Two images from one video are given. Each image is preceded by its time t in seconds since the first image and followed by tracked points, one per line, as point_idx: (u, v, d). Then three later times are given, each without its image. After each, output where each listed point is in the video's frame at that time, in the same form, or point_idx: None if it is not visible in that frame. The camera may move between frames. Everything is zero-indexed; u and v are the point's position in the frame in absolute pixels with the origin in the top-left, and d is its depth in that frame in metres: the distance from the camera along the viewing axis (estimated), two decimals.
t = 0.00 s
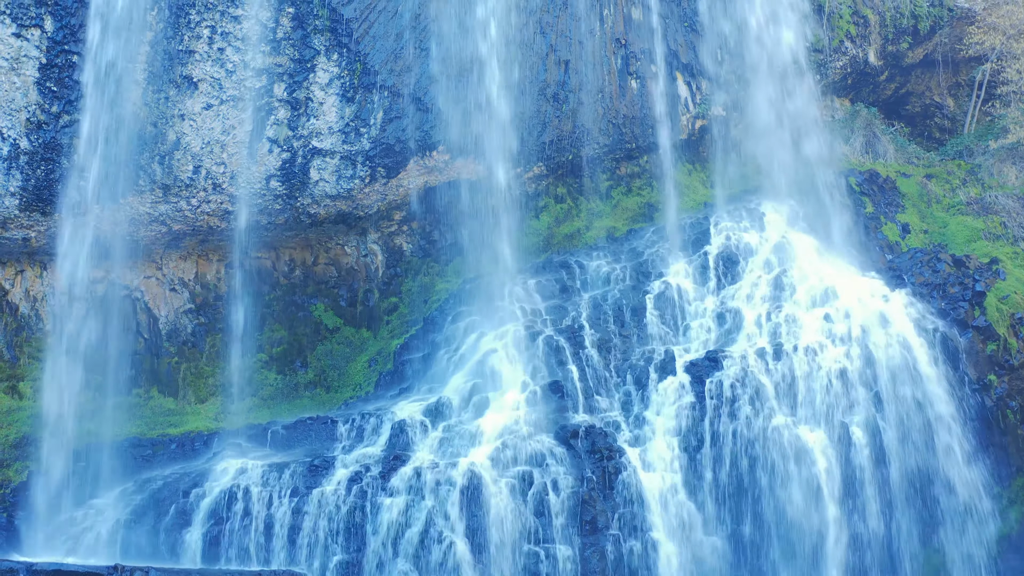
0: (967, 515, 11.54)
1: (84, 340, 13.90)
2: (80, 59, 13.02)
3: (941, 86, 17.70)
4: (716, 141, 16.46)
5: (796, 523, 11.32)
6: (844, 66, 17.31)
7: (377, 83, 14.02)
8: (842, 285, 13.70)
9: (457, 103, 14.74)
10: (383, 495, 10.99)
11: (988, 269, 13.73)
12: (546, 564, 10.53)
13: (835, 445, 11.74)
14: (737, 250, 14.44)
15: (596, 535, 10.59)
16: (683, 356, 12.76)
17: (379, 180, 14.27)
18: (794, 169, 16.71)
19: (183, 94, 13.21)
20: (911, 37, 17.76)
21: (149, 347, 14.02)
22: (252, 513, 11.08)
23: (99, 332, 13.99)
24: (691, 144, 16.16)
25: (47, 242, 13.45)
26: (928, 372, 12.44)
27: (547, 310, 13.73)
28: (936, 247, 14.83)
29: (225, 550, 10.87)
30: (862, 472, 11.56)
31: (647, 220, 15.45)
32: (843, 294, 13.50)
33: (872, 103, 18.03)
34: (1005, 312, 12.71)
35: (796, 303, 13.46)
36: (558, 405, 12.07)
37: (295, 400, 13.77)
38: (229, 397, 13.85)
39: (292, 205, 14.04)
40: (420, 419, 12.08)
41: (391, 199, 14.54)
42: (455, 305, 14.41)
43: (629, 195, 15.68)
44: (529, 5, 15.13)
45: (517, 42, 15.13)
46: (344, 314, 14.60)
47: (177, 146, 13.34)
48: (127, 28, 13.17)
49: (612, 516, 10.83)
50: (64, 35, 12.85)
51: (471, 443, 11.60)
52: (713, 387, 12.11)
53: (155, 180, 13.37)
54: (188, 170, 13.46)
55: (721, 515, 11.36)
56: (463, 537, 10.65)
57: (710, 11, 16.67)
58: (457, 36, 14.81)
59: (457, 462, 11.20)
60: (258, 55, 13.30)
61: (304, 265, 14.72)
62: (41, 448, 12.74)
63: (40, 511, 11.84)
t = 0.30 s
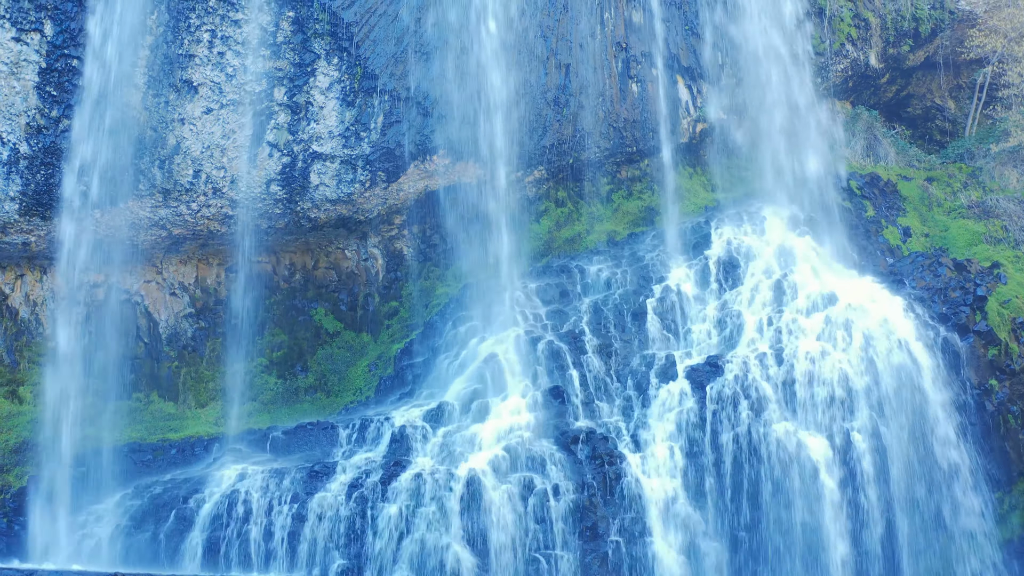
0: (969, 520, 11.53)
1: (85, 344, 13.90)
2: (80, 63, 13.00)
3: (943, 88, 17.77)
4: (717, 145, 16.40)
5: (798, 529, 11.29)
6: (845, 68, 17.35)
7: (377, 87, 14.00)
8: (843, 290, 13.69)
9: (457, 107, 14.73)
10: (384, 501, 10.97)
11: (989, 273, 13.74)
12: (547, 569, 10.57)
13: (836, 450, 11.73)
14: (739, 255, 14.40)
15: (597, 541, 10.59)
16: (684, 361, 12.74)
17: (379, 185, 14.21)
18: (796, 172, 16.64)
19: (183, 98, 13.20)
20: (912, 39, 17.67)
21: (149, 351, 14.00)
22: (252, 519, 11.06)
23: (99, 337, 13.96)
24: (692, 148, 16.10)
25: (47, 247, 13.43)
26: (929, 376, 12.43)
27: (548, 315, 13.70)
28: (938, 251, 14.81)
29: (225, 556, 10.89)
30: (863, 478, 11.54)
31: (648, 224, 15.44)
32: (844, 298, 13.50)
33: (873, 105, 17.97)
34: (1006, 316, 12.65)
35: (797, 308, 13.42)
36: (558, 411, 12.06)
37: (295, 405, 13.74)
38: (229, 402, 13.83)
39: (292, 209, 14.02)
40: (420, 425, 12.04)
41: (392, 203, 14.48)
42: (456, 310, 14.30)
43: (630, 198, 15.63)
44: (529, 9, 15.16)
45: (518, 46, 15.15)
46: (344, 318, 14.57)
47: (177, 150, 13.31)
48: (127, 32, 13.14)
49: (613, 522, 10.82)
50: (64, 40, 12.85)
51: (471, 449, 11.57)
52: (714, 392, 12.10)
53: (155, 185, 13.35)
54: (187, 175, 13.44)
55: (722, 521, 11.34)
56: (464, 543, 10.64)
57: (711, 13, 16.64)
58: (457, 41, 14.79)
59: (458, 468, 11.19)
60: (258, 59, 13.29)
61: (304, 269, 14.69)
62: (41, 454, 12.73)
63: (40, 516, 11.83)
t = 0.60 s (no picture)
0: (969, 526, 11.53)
1: (85, 349, 13.89)
2: (81, 68, 12.98)
3: (944, 91, 17.78)
4: (718, 149, 16.40)
5: (799, 536, 11.27)
6: (846, 72, 17.32)
7: (378, 92, 13.96)
8: (843, 294, 13.68)
9: (458, 111, 14.69)
10: (384, 507, 10.96)
11: (990, 278, 13.72)
12: None
13: (836, 456, 11.73)
14: (740, 259, 14.38)
15: (598, 548, 10.59)
16: (685, 367, 12.71)
17: (380, 190, 14.20)
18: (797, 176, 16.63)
19: (183, 103, 13.18)
20: (913, 42, 17.72)
21: (149, 355, 14.00)
22: (253, 526, 11.04)
23: (99, 342, 13.95)
24: (693, 151, 16.11)
25: (47, 252, 13.42)
26: (930, 381, 12.44)
27: (548, 320, 13.68)
28: (939, 255, 14.84)
29: (226, 563, 10.90)
30: (864, 484, 11.55)
31: (648, 228, 15.43)
32: (845, 303, 13.48)
33: (874, 108, 18.00)
34: (1007, 321, 12.68)
35: (798, 313, 13.40)
36: (559, 416, 12.05)
37: (296, 410, 13.74)
38: (229, 407, 13.82)
39: (293, 214, 13.99)
40: (421, 431, 12.04)
41: (392, 208, 14.48)
42: (457, 315, 14.27)
43: (631, 203, 15.62)
44: (531, 12, 15.05)
45: (519, 50, 15.10)
46: (345, 322, 14.57)
47: (177, 155, 13.31)
48: (128, 36, 13.11)
49: (614, 529, 10.81)
50: (64, 44, 12.82)
51: (472, 455, 11.54)
52: (714, 398, 12.06)
53: (155, 190, 13.35)
54: (188, 179, 13.42)
55: (724, 528, 11.31)
56: (465, 550, 10.66)
57: (712, 17, 16.61)
58: (458, 45, 14.72)
59: (459, 474, 11.16)
60: (258, 64, 13.28)
61: (305, 274, 14.68)
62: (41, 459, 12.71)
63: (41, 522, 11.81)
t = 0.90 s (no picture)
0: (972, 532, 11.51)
1: (86, 354, 13.89)
2: (81, 73, 12.95)
3: (945, 94, 17.86)
4: (720, 153, 16.36)
5: (801, 543, 11.25)
6: (847, 76, 17.24)
7: (379, 97, 13.94)
8: (845, 300, 13.65)
9: (460, 116, 14.65)
10: (386, 515, 10.95)
11: (993, 283, 13.77)
12: None
13: (839, 463, 11.71)
14: (742, 265, 14.35)
15: (600, 556, 10.56)
16: (687, 374, 12.69)
17: (381, 196, 14.16)
18: (799, 180, 16.60)
19: (184, 108, 13.16)
20: (914, 46, 17.67)
21: (150, 361, 13.97)
22: (255, 534, 11.05)
23: (100, 347, 13.94)
24: (695, 156, 16.03)
25: (48, 257, 13.39)
26: (931, 388, 12.41)
27: (549, 326, 13.60)
28: (941, 260, 14.85)
29: (228, 570, 10.91)
30: (866, 491, 11.53)
31: (651, 233, 15.37)
32: (847, 309, 13.45)
33: (875, 112, 17.99)
34: (1010, 327, 12.80)
35: (800, 319, 13.35)
36: (561, 424, 11.99)
37: (297, 415, 13.72)
38: (231, 413, 13.80)
39: (294, 219, 13.97)
40: (423, 438, 11.99)
41: (393, 214, 14.44)
42: (458, 321, 14.27)
43: (633, 208, 15.60)
44: (532, 17, 15.05)
45: (521, 55, 15.06)
46: (346, 328, 14.55)
47: (179, 160, 13.29)
48: (128, 42, 13.18)
49: (616, 536, 10.80)
50: (65, 50, 12.80)
51: (474, 462, 11.53)
52: (716, 406, 12.07)
53: (156, 196, 13.32)
54: (189, 185, 13.39)
55: (726, 535, 11.29)
56: (466, 558, 10.66)
57: (713, 21, 16.59)
58: (459, 50, 14.69)
59: (462, 482, 11.12)
60: (260, 69, 13.25)
61: (306, 279, 14.67)
62: (42, 465, 12.66)
63: (42, 529, 11.82)
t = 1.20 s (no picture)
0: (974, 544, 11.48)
1: (86, 364, 13.84)
2: (81, 82, 12.93)
3: (947, 99, 17.85)
4: (721, 160, 16.32)
5: (804, 555, 11.22)
6: (849, 83, 17.20)
7: (380, 106, 13.88)
8: (846, 310, 13.61)
9: (460, 124, 14.62)
10: (387, 528, 10.94)
11: (995, 291, 13.69)
12: None
13: (840, 474, 11.70)
14: (743, 274, 14.32)
15: (601, 569, 10.52)
16: (689, 385, 12.62)
17: (382, 205, 14.11)
18: (800, 187, 16.59)
19: (184, 117, 13.14)
20: (916, 52, 17.69)
21: (151, 370, 13.94)
22: (256, 546, 11.04)
23: (101, 357, 13.90)
24: (696, 163, 16.01)
25: (49, 267, 13.34)
26: (933, 399, 12.38)
27: (551, 336, 13.60)
28: (942, 268, 14.80)
29: None
30: (868, 503, 11.51)
31: (652, 242, 15.37)
32: (849, 318, 13.42)
33: (876, 118, 18.07)
34: (1012, 336, 12.68)
35: (802, 329, 13.33)
36: (563, 435, 11.97)
37: (298, 425, 13.70)
38: (231, 422, 13.77)
39: (294, 229, 13.93)
40: (424, 449, 11.99)
41: (394, 223, 14.38)
42: (459, 331, 14.31)
43: (635, 216, 15.55)
44: (533, 25, 14.97)
45: (522, 63, 14.98)
46: (347, 337, 14.51)
47: (179, 170, 13.25)
48: (129, 51, 13.13)
49: (618, 549, 10.74)
50: (65, 59, 12.75)
51: (476, 475, 11.50)
52: (718, 418, 11.98)
53: (157, 205, 13.29)
54: (189, 195, 13.36)
55: (727, 547, 11.27)
56: (468, 571, 10.63)
57: (714, 27, 16.51)
58: (459, 58, 14.64)
59: (462, 495, 11.11)
60: (260, 78, 13.23)
61: (306, 287, 14.62)
62: (42, 475, 12.67)
63: (41, 541, 11.79)
